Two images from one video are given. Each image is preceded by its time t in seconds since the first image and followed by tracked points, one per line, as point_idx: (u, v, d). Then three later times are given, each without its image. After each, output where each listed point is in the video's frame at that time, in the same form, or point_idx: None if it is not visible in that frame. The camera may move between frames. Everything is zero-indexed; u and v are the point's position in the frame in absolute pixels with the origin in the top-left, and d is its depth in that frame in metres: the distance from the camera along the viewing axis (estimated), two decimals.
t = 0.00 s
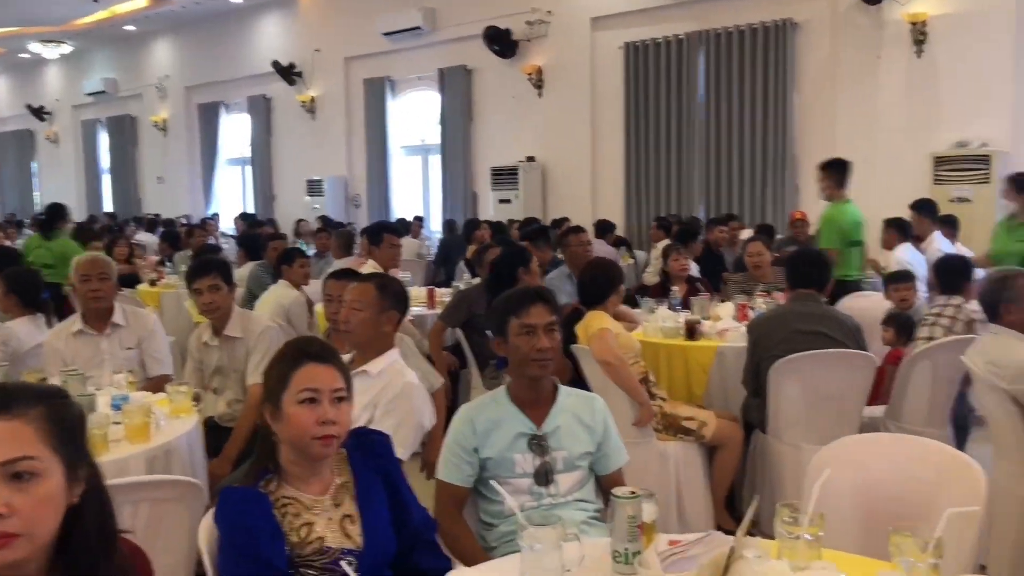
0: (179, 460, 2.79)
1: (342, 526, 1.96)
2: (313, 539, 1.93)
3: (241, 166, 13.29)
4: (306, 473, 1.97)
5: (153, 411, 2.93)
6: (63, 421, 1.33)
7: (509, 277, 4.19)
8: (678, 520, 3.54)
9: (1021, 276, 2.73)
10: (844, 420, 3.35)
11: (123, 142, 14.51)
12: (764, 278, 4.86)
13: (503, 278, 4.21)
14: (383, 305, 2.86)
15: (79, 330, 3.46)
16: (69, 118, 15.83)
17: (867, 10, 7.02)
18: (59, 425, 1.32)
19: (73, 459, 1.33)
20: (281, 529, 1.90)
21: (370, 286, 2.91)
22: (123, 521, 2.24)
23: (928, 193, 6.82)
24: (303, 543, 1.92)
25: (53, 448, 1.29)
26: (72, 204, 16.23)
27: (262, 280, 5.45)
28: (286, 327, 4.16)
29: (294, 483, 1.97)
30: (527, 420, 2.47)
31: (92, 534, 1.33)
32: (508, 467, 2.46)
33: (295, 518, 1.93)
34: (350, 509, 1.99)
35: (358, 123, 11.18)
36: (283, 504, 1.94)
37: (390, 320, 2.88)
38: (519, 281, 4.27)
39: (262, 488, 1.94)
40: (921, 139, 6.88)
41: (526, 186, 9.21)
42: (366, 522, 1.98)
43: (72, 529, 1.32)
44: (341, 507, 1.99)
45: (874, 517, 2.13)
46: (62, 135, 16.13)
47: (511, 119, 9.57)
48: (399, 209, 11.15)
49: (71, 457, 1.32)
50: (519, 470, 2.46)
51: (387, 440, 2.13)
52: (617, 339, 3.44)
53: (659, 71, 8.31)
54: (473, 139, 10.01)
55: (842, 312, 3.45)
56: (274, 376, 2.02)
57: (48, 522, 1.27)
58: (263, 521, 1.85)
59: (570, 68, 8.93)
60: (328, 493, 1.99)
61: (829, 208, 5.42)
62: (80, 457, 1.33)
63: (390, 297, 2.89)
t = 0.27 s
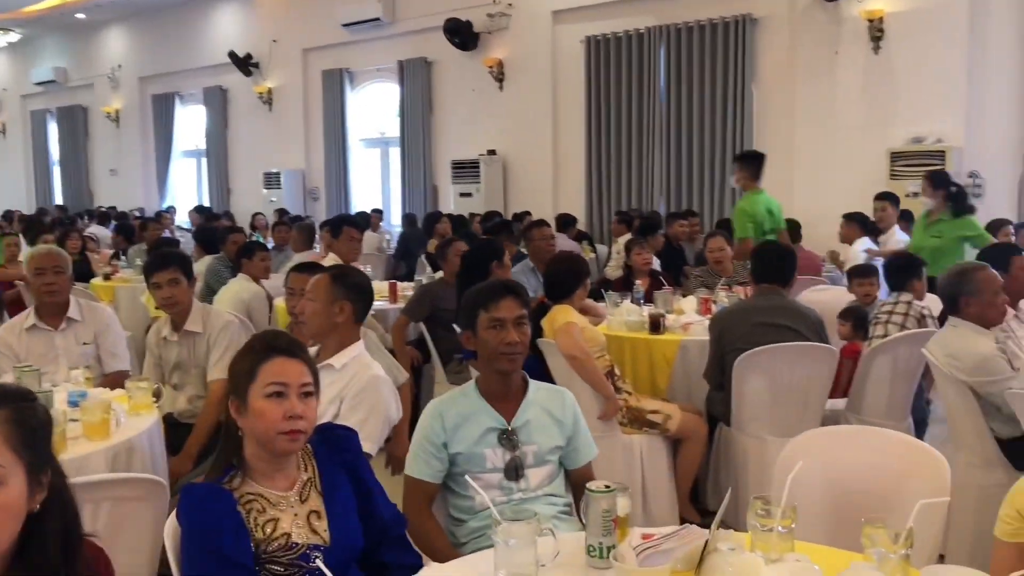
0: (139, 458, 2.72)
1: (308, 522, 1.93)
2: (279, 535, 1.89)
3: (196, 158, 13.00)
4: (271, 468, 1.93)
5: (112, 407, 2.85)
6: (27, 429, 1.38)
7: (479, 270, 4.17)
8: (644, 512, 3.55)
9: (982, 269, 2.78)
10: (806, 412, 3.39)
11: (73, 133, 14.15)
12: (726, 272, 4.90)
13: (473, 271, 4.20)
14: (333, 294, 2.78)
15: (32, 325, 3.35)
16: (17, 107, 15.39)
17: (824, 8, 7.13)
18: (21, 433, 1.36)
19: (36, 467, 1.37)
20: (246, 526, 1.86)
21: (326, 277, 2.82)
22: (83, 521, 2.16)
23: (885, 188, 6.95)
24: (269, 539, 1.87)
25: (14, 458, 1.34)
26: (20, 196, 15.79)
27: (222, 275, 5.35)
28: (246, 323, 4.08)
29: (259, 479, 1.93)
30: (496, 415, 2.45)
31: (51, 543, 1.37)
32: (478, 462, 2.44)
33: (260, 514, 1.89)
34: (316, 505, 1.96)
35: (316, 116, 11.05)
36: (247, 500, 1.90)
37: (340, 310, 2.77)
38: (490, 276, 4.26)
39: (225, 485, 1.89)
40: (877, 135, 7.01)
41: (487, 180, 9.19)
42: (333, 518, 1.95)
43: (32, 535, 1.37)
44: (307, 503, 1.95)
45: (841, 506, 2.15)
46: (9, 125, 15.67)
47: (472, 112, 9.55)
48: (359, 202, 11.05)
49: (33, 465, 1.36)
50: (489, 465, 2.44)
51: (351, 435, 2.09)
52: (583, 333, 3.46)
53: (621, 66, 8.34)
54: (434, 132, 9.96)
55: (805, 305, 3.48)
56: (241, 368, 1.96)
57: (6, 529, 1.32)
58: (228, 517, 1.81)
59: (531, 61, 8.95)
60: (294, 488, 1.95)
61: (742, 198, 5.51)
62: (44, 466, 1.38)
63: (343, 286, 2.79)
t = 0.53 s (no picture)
0: (115, 456, 2.68)
1: (291, 521, 1.90)
2: (262, 534, 1.86)
3: (168, 150, 12.84)
4: (254, 467, 1.90)
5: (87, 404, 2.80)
6: None
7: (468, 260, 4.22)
8: (623, 507, 3.56)
9: (961, 268, 2.84)
10: (784, 408, 3.43)
11: (41, 124, 13.89)
12: (703, 269, 4.93)
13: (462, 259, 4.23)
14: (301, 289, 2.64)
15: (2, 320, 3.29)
16: None
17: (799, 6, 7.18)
18: None
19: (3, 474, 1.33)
20: (228, 525, 1.83)
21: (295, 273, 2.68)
22: (59, 519, 2.10)
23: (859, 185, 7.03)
24: (252, 539, 1.85)
25: None
26: None
27: (195, 269, 5.29)
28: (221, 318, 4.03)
29: (241, 478, 1.90)
30: (479, 411, 2.45)
31: (23, 547, 1.37)
32: (461, 459, 2.43)
33: (242, 513, 1.86)
34: (300, 503, 1.93)
35: (289, 109, 10.94)
36: (229, 499, 1.87)
37: (312, 302, 2.64)
38: (475, 269, 4.30)
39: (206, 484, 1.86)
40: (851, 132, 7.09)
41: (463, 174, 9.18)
42: (317, 517, 1.92)
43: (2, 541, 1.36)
44: (291, 502, 1.93)
45: (822, 502, 2.18)
46: None
47: (448, 106, 9.51)
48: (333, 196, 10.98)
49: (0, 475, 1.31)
50: (472, 462, 2.43)
51: (336, 431, 2.06)
52: (563, 329, 3.45)
53: (597, 61, 8.36)
54: (409, 126, 9.91)
55: (783, 301, 3.51)
56: (225, 365, 1.93)
57: None
58: (210, 517, 1.78)
59: (508, 56, 8.94)
60: (277, 487, 1.93)
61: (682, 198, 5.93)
62: (11, 473, 1.33)
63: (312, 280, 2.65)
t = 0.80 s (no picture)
0: (104, 450, 2.65)
1: (288, 520, 1.89)
2: (258, 533, 1.85)
3: (153, 145, 12.73)
4: (250, 466, 1.89)
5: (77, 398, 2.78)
6: None
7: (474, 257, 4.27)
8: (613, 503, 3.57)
9: (954, 271, 2.91)
10: (773, 407, 3.45)
11: (24, 116, 13.75)
12: (691, 269, 4.94)
13: (468, 256, 4.28)
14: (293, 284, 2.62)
15: None
16: None
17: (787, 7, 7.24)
18: None
19: None
20: (224, 524, 1.82)
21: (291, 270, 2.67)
22: (50, 514, 2.07)
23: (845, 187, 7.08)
24: (248, 538, 1.84)
25: None
26: None
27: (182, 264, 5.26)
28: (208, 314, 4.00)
29: (237, 476, 1.89)
30: (473, 408, 2.43)
31: (11, 551, 1.30)
32: (455, 456, 2.41)
33: (238, 512, 1.85)
34: (296, 502, 1.92)
35: (276, 104, 10.89)
36: (225, 498, 1.85)
37: (304, 298, 2.62)
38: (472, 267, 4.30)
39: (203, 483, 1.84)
40: (838, 134, 7.15)
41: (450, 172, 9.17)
42: (314, 515, 1.91)
43: None
44: (287, 500, 1.92)
45: (818, 501, 2.17)
46: None
47: (436, 103, 9.50)
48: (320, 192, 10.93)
49: None
50: (466, 459, 2.41)
51: (332, 428, 2.05)
52: (553, 327, 3.47)
53: (586, 60, 8.38)
54: (397, 123, 9.89)
55: (774, 301, 3.54)
56: (223, 363, 1.91)
57: None
58: (206, 515, 1.76)
59: (496, 54, 8.94)
60: (274, 485, 1.92)
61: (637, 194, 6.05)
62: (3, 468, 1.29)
63: (306, 276, 2.63)
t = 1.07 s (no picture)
0: (98, 453, 2.63)
1: (285, 525, 1.87)
2: (256, 539, 1.83)
3: (146, 143, 12.66)
4: (248, 471, 1.88)
5: (71, 399, 2.76)
6: None
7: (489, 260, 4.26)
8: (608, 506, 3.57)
9: (950, 275, 2.94)
10: (770, 410, 3.45)
11: (15, 114, 13.66)
12: (687, 271, 4.97)
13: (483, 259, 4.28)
14: (294, 286, 2.62)
15: None
16: None
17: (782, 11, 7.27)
18: None
19: None
20: (221, 530, 1.80)
21: (293, 273, 2.67)
22: (44, 518, 2.04)
23: (839, 190, 7.11)
24: (245, 544, 1.82)
25: None
26: None
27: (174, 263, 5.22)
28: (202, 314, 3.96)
29: (234, 481, 1.87)
30: (471, 412, 2.37)
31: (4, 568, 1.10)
32: (452, 460, 2.35)
33: (235, 518, 1.83)
34: (294, 506, 1.91)
35: (269, 102, 10.86)
36: (222, 504, 1.84)
37: (303, 302, 2.62)
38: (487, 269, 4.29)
39: (200, 489, 1.84)
40: (832, 137, 7.19)
41: (444, 172, 9.16)
42: (312, 519, 1.90)
43: None
44: (285, 505, 1.90)
45: (818, 508, 2.14)
46: None
47: (430, 104, 9.50)
48: (313, 191, 10.90)
49: None
50: (464, 463, 2.35)
51: (331, 432, 2.04)
52: (549, 329, 3.47)
53: (580, 61, 8.40)
54: (391, 123, 9.87)
55: (771, 304, 3.54)
56: (222, 369, 1.90)
57: None
58: (202, 521, 1.74)
59: (490, 54, 8.94)
60: (271, 490, 1.90)
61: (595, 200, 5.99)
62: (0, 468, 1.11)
63: (309, 279, 2.63)
